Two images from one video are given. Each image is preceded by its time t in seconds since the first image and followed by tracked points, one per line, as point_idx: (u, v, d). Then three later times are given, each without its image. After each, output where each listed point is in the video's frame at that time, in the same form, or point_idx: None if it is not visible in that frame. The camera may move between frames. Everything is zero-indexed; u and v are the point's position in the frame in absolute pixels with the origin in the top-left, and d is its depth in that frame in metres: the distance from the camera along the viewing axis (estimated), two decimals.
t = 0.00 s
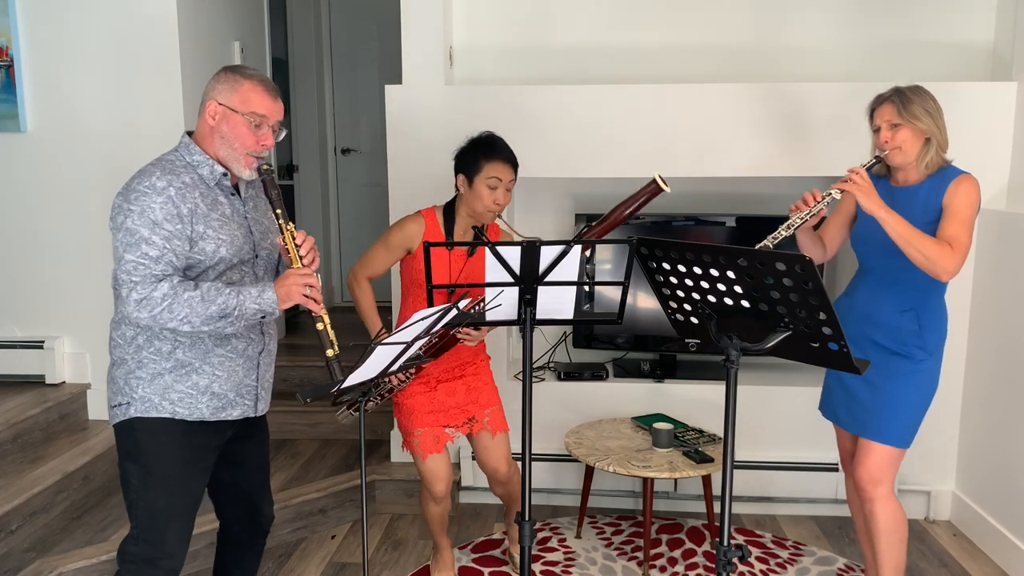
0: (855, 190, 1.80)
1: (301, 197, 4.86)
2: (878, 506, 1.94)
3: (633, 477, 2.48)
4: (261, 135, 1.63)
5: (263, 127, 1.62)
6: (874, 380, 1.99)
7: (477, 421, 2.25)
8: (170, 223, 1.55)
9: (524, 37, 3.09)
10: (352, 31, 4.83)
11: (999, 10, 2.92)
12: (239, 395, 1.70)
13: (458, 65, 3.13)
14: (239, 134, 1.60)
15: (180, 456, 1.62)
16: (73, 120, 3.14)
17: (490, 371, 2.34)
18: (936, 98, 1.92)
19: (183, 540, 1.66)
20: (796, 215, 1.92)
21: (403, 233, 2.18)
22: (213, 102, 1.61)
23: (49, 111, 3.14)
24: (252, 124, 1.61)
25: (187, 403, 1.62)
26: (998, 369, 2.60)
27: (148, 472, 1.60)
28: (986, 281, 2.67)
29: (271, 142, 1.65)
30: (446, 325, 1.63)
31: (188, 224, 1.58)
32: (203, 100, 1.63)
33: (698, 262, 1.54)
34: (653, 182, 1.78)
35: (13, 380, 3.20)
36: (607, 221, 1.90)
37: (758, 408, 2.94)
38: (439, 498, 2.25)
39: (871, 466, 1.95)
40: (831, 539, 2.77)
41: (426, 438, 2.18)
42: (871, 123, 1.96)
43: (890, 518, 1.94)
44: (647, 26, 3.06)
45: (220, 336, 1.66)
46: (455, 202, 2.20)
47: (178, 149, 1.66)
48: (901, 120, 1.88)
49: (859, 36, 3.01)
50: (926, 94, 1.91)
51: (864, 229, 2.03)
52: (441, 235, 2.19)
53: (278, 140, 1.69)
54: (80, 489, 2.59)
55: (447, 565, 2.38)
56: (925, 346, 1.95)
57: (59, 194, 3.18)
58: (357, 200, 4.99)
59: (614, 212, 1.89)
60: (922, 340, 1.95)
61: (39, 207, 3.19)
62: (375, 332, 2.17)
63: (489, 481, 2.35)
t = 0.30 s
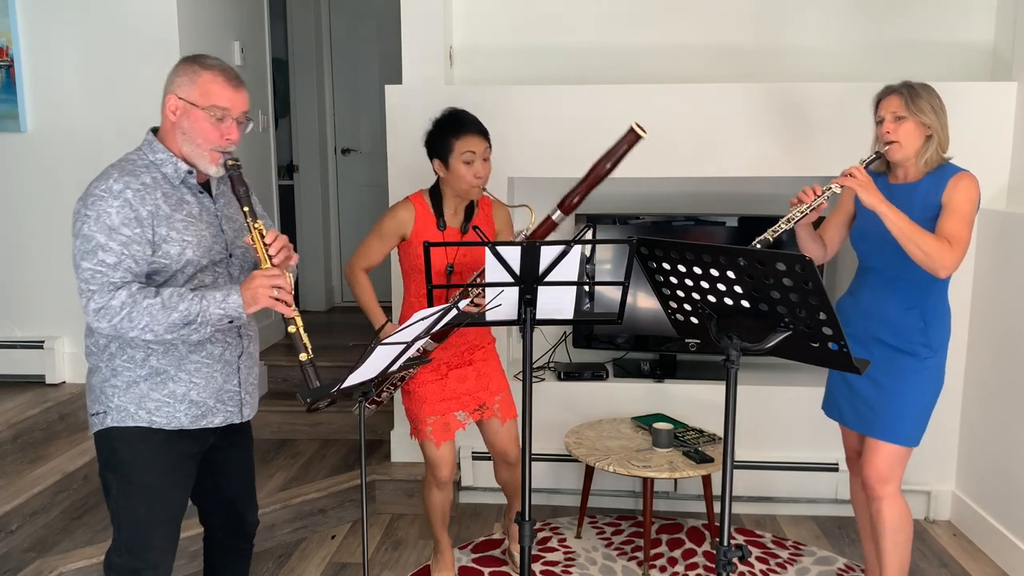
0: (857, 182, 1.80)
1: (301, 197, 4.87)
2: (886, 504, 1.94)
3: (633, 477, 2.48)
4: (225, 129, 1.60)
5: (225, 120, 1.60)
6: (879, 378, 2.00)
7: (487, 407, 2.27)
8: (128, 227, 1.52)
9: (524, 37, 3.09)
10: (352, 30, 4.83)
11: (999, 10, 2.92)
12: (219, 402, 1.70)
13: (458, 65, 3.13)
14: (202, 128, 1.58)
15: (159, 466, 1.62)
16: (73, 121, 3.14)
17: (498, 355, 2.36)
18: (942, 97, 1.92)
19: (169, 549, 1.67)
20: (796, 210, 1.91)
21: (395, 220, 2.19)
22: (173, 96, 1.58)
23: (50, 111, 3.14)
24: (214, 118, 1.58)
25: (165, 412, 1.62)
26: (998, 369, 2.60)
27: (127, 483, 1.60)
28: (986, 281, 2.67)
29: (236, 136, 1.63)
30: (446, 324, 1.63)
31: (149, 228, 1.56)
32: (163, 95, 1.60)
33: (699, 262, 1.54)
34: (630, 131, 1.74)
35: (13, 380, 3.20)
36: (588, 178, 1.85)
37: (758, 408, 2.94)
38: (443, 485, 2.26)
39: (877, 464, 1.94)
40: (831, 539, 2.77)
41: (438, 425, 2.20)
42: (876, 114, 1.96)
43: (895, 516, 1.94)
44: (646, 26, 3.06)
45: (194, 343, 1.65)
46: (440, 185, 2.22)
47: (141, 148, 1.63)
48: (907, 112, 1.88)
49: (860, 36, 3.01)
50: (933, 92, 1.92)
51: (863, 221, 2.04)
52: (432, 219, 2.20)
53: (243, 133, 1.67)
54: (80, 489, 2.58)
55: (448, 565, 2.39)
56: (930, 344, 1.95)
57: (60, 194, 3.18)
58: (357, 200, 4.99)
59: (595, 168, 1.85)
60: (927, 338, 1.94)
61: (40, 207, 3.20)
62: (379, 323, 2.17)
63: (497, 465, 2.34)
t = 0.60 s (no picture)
0: (858, 199, 1.78)
1: (301, 197, 4.87)
2: (886, 505, 1.94)
3: (633, 477, 2.48)
4: (198, 131, 1.58)
5: (197, 122, 1.57)
6: (880, 379, 2.00)
7: (490, 401, 2.27)
8: (106, 241, 1.52)
9: (524, 36, 3.09)
10: (352, 30, 4.83)
11: (999, 10, 2.92)
12: (212, 405, 1.70)
13: (458, 65, 3.13)
14: (174, 132, 1.56)
15: (153, 470, 1.62)
16: (73, 121, 3.14)
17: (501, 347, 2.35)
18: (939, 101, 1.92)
19: (166, 552, 1.67)
20: (801, 230, 1.93)
21: (387, 211, 2.20)
22: (143, 101, 1.57)
23: (49, 111, 3.14)
24: (186, 121, 1.56)
25: (157, 418, 1.62)
26: (998, 370, 2.60)
27: (122, 487, 1.60)
28: (986, 281, 2.67)
29: (210, 137, 1.61)
30: (447, 325, 1.63)
31: (128, 239, 1.56)
32: (135, 100, 1.59)
33: (699, 262, 1.54)
34: (602, 97, 1.76)
35: (13, 380, 3.20)
36: (566, 149, 1.87)
37: (758, 408, 2.94)
38: (441, 473, 2.28)
39: (878, 465, 1.94)
40: (831, 539, 2.77)
41: (443, 420, 2.20)
42: (873, 117, 1.96)
43: (897, 516, 1.95)
44: (646, 26, 3.06)
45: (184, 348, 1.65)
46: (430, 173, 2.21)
47: (119, 154, 1.62)
48: (904, 115, 1.88)
49: (859, 36, 3.01)
50: (930, 96, 1.91)
51: (864, 232, 2.04)
52: (425, 207, 2.19)
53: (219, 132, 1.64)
54: (80, 489, 2.58)
55: (448, 565, 2.38)
56: (932, 345, 1.95)
57: (59, 194, 3.18)
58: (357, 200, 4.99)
59: (574, 138, 1.88)
60: (929, 339, 1.94)
61: (39, 207, 3.20)
62: (379, 314, 2.17)
63: (497, 455, 2.36)
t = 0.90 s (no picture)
0: (857, 209, 1.78)
1: (301, 197, 4.87)
2: (883, 506, 1.94)
3: (633, 477, 2.48)
4: (217, 127, 1.59)
5: (218, 119, 1.58)
6: (878, 380, 2.00)
7: (484, 401, 2.28)
8: (125, 232, 1.53)
9: (523, 37, 3.09)
10: (351, 30, 4.83)
11: (999, 10, 2.92)
12: (223, 398, 1.70)
13: (458, 65, 3.13)
14: (194, 129, 1.57)
15: (164, 461, 1.62)
16: (73, 121, 3.14)
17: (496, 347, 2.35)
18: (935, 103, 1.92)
19: (170, 546, 1.67)
20: (799, 236, 1.92)
21: (388, 207, 2.20)
22: (165, 97, 1.58)
23: (50, 111, 3.14)
24: (206, 118, 1.58)
25: (169, 410, 1.62)
26: (998, 370, 2.60)
27: (131, 477, 1.60)
28: (986, 281, 2.67)
29: (230, 134, 1.62)
30: (446, 325, 1.63)
31: (147, 231, 1.56)
32: (157, 96, 1.60)
33: (699, 262, 1.54)
34: (606, 101, 1.69)
35: (12, 380, 3.20)
36: (567, 152, 1.83)
37: (758, 408, 2.94)
38: (437, 473, 2.28)
39: (875, 465, 1.94)
40: (831, 539, 2.77)
41: (436, 419, 2.20)
42: (869, 122, 1.96)
43: (894, 517, 1.95)
44: (646, 26, 3.06)
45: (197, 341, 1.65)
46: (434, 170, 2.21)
47: (139, 150, 1.63)
48: (899, 120, 1.88)
49: (860, 36, 3.01)
50: (926, 97, 1.90)
51: (864, 234, 2.03)
52: (426, 205, 2.20)
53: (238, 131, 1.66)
54: (80, 489, 2.58)
55: (447, 565, 2.38)
56: (931, 348, 1.95)
57: (59, 194, 3.18)
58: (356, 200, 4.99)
59: (574, 139, 1.82)
60: (928, 342, 1.94)
61: (40, 207, 3.19)
62: (375, 312, 2.18)
63: (490, 454, 2.37)
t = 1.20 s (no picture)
0: (854, 199, 1.77)
1: (301, 197, 4.87)
2: (883, 505, 1.94)
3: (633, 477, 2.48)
4: (231, 126, 1.60)
5: (232, 118, 1.59)
6: (877, 379, 2.00)
7: (480, 400, 2.28)
8: (130, 223, 1.52)
9: (523, 37, 3.09)
10: (351, 30, 4.83)
11: (999, 10, 2.92)
12: (226, 397, 1.70)
13: (458, 65, 3.13)
14: (208, 126, 1.58)
15: (165, 461, 1.62)
16: (73, 121, 3.14)
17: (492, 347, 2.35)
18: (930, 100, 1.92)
19: (171, 546, 1.67)
20: (795, 224, 1.92)
21: (388, 209, 2.20)
22: (181, 93, 1.59)
23: (50, 111, 3.14)
24: (221, 116, 1.58)
25: (171, 407, 1.62)
26: (998, 370, 2.60)
27: (132, 477, 1.60)
28: (986, 281, 2.67)
29: (242, 134, 1.63)
30: (446, 325, 1.63)
31: (152, 224, 1.56)
32: (172, 92, 1.60)
33: (699, 262, 1.54)
34: (615, 115, 1.74)
35: (12, 380, 3.20)
36: (575, 162, 1.86)
37: (758, 408, 2.94)
38: (436, 473, 2.27)
39: (875, 464, 1.94)
40: (831, 539, 2.76)
41: (434, 419, 2.20)
42: (867, 126, 1.95)
43: (893, 516, 1.95)
44: (647, 26, 3.06)
45: (200, 338, 1.65)
46: (437, 172, 2.21)
47: (147, 145, 1.63)
48: (896, 124, 1.88)
49: (860, 35, 3.01)
50: (921, 95, 1.90)
51: (861, 231, 2.04)
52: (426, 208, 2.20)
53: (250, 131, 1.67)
54: (81, 489, 2.59)
55: (447, 565, 2.38)
56: (930, 347, 1.95)
57: (59, 194, 3.18)
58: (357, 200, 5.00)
59: (582, 151, 1.85)
60: (926, 341, 1.95)
61: (40, 207, 3.19)
62: (372, 313, 2.18)
63: (488, 454, 2.37)
